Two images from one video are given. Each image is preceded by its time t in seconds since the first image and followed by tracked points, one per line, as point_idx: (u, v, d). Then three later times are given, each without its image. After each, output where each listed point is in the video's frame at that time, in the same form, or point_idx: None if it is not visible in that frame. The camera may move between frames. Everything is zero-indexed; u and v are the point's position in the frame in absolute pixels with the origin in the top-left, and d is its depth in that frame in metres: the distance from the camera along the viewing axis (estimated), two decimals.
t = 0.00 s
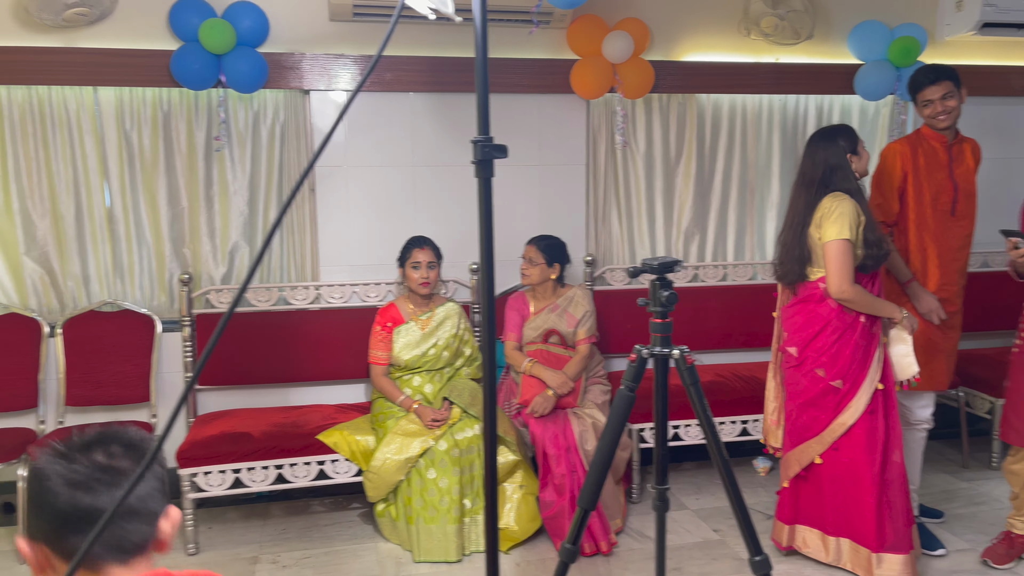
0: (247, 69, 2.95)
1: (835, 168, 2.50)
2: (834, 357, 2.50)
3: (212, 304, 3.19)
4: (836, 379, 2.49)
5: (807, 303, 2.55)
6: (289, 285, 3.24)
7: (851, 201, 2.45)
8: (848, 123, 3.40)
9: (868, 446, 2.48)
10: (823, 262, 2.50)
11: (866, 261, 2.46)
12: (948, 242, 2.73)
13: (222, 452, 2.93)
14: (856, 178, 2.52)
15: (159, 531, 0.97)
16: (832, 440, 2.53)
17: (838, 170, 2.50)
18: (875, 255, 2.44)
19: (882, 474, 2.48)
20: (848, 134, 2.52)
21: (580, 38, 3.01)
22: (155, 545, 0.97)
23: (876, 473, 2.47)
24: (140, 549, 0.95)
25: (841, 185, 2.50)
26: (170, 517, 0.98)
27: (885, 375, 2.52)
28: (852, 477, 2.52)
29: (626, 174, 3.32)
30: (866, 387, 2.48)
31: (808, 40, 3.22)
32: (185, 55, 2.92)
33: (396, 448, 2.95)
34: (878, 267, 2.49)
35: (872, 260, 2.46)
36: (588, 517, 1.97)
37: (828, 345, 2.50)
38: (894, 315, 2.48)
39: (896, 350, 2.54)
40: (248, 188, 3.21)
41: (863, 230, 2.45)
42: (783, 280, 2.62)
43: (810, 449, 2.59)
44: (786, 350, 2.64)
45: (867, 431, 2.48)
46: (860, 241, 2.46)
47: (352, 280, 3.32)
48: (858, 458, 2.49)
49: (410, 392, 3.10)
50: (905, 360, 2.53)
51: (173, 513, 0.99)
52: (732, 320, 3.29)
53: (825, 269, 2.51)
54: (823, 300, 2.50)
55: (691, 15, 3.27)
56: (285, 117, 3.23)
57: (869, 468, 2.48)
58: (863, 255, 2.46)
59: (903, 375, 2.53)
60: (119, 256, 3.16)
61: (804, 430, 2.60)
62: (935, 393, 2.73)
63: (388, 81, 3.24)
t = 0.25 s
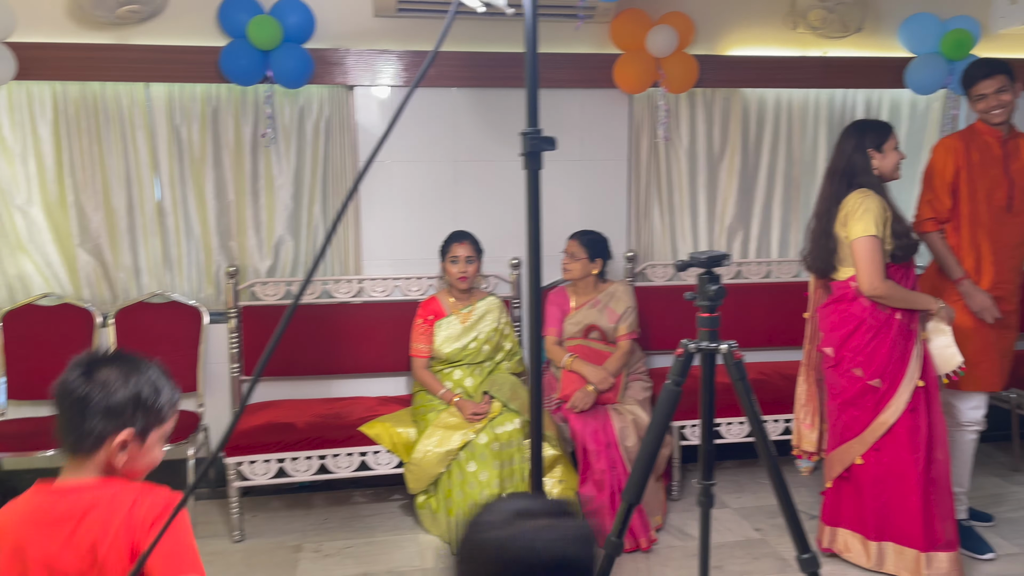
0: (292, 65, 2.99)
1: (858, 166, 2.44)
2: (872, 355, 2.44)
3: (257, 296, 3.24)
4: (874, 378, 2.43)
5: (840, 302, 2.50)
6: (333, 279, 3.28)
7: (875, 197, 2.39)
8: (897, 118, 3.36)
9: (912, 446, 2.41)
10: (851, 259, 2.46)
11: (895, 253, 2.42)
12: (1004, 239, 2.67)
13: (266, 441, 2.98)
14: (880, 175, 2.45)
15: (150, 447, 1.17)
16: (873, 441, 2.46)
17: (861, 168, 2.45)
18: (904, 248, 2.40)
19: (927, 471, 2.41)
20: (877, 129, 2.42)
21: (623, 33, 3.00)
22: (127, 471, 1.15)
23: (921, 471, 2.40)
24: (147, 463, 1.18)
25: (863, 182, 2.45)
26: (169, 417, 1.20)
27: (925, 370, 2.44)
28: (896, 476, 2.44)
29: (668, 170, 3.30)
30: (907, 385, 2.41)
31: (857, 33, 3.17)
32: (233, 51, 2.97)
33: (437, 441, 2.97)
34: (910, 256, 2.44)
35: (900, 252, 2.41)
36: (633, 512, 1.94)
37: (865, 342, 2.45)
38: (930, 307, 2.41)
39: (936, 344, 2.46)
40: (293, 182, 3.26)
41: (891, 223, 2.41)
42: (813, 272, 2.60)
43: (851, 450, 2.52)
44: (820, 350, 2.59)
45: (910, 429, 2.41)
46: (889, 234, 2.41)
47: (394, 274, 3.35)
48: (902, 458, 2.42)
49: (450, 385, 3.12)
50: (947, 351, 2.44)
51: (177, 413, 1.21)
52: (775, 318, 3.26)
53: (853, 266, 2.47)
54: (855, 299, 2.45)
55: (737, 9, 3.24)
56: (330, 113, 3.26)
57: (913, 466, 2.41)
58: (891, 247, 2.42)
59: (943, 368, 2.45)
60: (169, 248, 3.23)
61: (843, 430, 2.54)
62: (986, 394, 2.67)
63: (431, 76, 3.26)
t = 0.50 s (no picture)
0: (346, 55, 3.02)
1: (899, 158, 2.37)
2: (915, 348, 2.36)
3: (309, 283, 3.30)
4: (917, 372, 2.36)
5: (883, 294, 2.43)
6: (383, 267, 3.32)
7: (915, 187, 2.32)
8: (958, 108, 3.28)
9: (958, 442, 2.33)
10: (889, 250, 2.40)
11: (934, 245, 2.33)
12: None
13: (318, 424, 3.03)
14: (925, 165, 2.35)
15: (218, 375, 1.43)
16: (918, 436, 2.39)
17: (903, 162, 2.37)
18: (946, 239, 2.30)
19: (975, 468, 2.33)
20: (924, 118, 2.32)
21: (676, 21, 2.97)
22: (201, 394, 1.42)
23: (968, 468, 2.32)
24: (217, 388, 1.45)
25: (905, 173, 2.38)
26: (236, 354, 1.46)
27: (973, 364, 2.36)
28: (942, 473, 2.36)
29: (720, 160, 3.27)
30: (954, 379, 2.33)
31: (918, 20, 3.11)
32: (288, 41, 3.02)
33: (484, 428, 2.99)
34: (955, 247, 2.34)
35: (939, 244, 2.33)
36: (685, 499, 1.86)
37: (908, 334, 2.37)
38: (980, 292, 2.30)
39: (986, 330, 2.38)
40: (345, 171, 3.30)
41: (931, 213, 2.32)
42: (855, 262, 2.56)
43: (898, 446, 2.45)
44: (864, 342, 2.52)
45: (957, 424, 2.33)
46: (929, 225, 2.33)
47: (442, 263, 3.38)
48: (949, 454, 2.34)
49: (497, 373, 3.14)
50: (1001, 336, 2.36)
51: (241, 346, 1.46)
52: (828, 311, 3.20)
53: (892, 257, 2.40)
54: (896, 289, 2.39)
55: None
56: (382, 102, 3.29)
57: (959, 463, 2.33)
58: (931, 238, 2.34)
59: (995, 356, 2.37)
60: (224, 234, 3.30)
61: (886, 424, 2.47)
62: None
63: (483, 66, 3.27)
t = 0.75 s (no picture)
0: (388, 40, 3.03)
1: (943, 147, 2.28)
2: (956, 338, 2.29)
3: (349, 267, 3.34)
4: (955, 363, 2.29)
5: (927, 283, 2.37)
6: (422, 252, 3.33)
7: (952, 178, 2.24)
8: (1012, 93, 3.20)
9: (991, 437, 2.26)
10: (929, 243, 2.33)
11: (974, 236, 2.24)
12: None
13: (358, 406, 3.04)
14: (968, 153, 2.26)
15: (306, 334, 1.71)
16: (954, 428, 2.31)
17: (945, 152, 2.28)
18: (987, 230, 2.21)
19: (1005, 465, 2.26)
20: (966, 105, 2.21)
21: (719, 5, 2.92)
22: (297, 351, 1.71)
23: (998, 463, 2.25)
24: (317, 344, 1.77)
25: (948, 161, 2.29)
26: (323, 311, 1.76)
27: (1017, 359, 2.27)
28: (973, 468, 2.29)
29: (762, 146, 3.23)
30: (993, 372, 2.25)
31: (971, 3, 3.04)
32: (330, 27, 3.03)
33: (521, 413, 2.99)
34: (997, 237, 2.23)
35: (978, 236, 2.22)
36: (725, 488, 1.69)
37: (951, 325, 2.30)
38: None
39: None
40: (385, 156, 3.32)
41: (972, 204, 2.23)
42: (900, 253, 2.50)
43: (934, 438, 2.37)
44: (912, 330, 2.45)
45: (992, 418, 2.26)
46: (969, 215, 2.24)
47: (481, 249, 3.39)
48: (981, 449, 2.27)
49: (535, 359, 3.15)
50: None
51: (323, 307, 1.75)
52: (872, 300, 3.15)
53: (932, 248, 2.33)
54: (939, 280, 2.31)
55: None
56: (422, 87, 3.30)
57: (989, 459, 2.27)
58: (971, 229, 2.25)
59: None
60: (267, 218, 3.35)
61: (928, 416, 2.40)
62: None
63: (523, 51, 3.26)
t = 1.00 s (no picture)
0: (415, 23, 3.03)
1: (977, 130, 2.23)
2: (990, 325, 2.23)
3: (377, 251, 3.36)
4: (986, 349, 2.24)
5: (965, 269, 2.32)
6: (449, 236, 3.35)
7: (987, 163, 2.19)
8: None
9: (1013, 429, 2.21)
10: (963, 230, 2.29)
11: (1010, 220, 2.19)
12: None
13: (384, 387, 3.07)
14: (999, 137, 2.21)
15: (440, 300, 2.04)
16: (977, 415, 2.28)
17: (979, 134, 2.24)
18: None
19: None
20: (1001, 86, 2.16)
21: None
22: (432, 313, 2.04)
23: (1015, 457, 2.21)
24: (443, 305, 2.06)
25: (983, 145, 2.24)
26: (456, 279, 2.06)
27: None
28: (990, 460, 2.26)
29: (793, 129, 3.19)
30: None
31: None
32: (358, 10, 3.03)
33: (546, 396, 3.00)
34: None
35: (1015, 221, 2.18)
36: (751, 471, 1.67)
37: (986, 311, 2.24)
38: None
39: None
40: (412, 139, 3.33)
41: (1009, 188, 2.18)
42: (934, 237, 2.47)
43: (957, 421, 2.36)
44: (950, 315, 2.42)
45: (1015, 410, 2.20)
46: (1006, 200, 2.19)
47: (507, 233, 3.40)
48: (999, 441, 2.23)
49: (560, 343, 3.15)
50: None
51: (453, 277, 2.02)
52: (903, 286, 3.12)
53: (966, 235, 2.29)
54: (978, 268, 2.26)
55: None
56: (450, 70, 3.30)
57: (1007, 452, 2.22)
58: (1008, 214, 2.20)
59: None
60: (295, 201, 3.38)
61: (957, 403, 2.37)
62: None
63: (551, 33, 3.24)
